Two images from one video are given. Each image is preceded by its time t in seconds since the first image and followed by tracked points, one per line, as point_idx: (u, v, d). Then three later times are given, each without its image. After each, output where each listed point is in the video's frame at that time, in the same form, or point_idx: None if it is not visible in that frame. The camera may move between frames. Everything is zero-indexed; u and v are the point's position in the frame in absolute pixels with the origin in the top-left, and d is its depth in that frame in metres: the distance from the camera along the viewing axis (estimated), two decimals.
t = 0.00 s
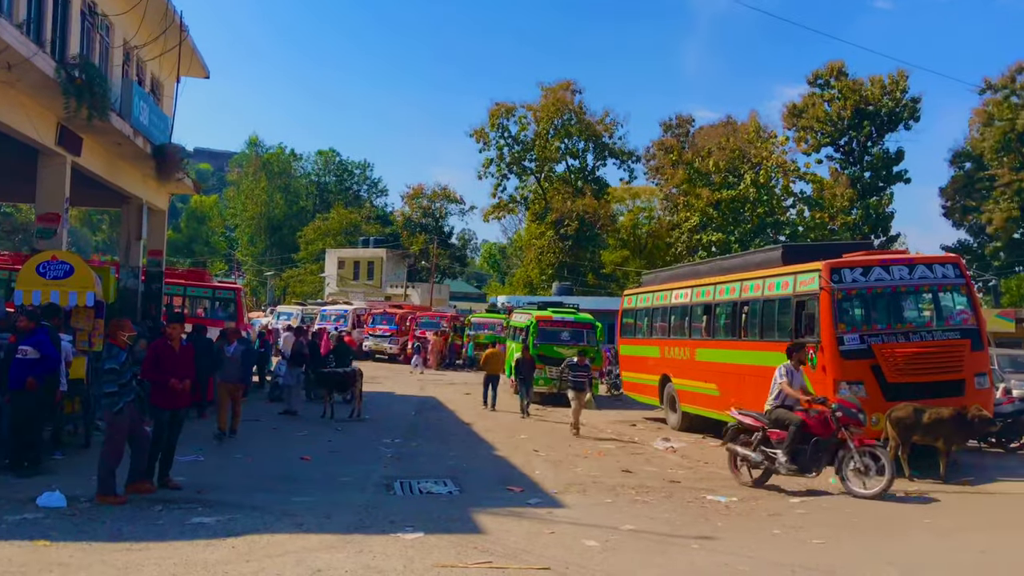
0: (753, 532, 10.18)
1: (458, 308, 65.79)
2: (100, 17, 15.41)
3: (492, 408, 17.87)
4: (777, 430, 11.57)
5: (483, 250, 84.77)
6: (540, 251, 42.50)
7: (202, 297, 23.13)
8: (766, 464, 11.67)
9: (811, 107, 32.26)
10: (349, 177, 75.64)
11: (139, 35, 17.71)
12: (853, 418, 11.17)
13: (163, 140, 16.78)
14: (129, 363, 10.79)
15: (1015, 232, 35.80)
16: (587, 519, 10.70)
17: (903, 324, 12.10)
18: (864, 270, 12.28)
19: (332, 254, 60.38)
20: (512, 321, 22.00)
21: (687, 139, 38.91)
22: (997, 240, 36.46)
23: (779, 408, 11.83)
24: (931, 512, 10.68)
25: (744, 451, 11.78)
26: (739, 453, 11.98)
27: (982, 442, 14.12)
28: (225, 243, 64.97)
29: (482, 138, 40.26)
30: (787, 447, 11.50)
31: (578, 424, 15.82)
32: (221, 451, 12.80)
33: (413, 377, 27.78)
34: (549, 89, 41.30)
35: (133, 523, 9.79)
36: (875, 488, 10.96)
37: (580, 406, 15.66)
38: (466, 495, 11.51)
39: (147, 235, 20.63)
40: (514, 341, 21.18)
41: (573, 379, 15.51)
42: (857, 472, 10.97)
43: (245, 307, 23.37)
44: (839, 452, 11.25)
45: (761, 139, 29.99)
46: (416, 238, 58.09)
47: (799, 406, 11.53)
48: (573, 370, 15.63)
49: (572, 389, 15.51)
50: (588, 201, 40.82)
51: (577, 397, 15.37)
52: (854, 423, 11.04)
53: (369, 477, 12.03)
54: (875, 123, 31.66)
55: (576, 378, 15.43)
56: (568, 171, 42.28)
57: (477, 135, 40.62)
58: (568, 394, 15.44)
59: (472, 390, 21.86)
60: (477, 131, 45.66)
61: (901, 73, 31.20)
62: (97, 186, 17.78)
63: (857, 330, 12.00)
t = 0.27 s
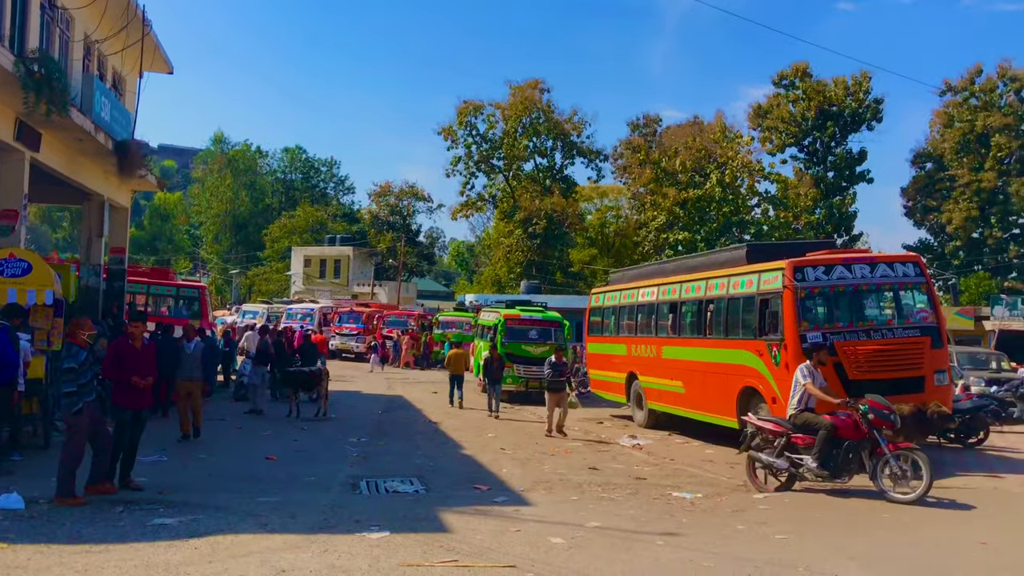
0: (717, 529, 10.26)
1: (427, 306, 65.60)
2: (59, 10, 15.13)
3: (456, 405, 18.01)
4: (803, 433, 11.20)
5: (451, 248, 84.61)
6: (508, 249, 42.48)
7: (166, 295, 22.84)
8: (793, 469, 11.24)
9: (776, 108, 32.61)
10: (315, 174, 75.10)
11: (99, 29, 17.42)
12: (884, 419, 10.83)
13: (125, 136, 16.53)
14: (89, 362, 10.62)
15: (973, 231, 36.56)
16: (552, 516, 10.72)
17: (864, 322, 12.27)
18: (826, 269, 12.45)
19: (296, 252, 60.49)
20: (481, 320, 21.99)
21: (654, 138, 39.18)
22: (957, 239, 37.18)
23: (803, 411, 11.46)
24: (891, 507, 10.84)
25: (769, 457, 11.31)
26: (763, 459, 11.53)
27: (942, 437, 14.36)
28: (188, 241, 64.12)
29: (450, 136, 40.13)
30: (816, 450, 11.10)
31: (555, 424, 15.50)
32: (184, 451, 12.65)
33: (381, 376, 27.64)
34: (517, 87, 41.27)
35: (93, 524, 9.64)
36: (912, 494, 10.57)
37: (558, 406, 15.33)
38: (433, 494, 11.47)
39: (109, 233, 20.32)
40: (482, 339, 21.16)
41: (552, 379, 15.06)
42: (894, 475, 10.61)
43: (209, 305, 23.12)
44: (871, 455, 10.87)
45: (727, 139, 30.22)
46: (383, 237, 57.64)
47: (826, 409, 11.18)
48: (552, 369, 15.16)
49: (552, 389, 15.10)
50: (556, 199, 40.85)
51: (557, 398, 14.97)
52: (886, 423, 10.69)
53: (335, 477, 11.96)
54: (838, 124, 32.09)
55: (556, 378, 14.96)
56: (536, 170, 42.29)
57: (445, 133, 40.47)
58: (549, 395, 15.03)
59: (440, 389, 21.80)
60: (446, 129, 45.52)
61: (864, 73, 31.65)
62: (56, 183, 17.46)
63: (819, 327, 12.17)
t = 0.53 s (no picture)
0: (681, 525, 10.34)
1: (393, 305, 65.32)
2: (17, 3, 14.84)
3: (421, 403, 18.01)
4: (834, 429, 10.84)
5: (418, 246, 84.31)
6: (475, 248, 42.41)
7: (128, 294, 22.51)
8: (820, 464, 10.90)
9: (740, 108, 32.98)
10: (281, 171, 74.45)
11: (58, 22, 17.11)
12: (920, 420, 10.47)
13: (85, 132, 16.25)
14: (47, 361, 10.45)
15: (932, 230, 37.28)
16: (518, 515, 10.73)
17: (826, 320, 12.44)
18: (788, 268, 12.61)
19: (261, 249, 59.97)
20: (448, 319, 21.97)
21: (620, 138, 39.41)
22: (916, 238, 37.87)
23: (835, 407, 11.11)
24: (852, 502, 11.01)
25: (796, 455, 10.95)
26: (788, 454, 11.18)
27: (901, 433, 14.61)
28: (150, 238, 63.12)
29: (417, 133, 39.95)
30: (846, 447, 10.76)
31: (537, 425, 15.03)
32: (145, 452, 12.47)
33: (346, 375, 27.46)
34: (484, 86, 41.21)
35: (51, 527, 9.46)
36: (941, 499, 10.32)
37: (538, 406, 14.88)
38: (398, 493, 11.42)
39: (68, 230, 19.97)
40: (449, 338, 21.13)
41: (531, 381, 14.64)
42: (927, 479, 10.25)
43: (172, 304, 22.85)
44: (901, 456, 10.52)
45: (693, 139, 30.46)
46: (349, 235, 57.17)
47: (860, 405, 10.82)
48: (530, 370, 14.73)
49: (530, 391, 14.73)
50: (523, 198, 40.86)
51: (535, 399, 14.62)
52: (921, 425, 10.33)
53: (299, 477, 11.87)
54: (802, 124, 32.52)
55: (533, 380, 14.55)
56: (503, 168, 42.26)
57: (412, 131, 40.29)
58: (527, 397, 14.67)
59: (407, 388, 21.72)
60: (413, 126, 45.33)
61: (827, 75, 32.11)
62: (14, 179, 17.12)
63: (782, 326, 12.32)
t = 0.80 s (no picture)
0: (649, 523, 10.40)
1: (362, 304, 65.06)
2: None
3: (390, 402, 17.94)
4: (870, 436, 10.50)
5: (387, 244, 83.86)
6: (445, 246, 42.32)
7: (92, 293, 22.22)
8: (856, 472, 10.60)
9: (709, 109, 33.23)
10: (248, 169, 73.82)
11: (20, 16, 16.77)
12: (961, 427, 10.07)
13: (46, 128, 15.96)
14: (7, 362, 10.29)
15: (897, 230, 37.84)
16: (487, 514, 10.71)
17: (792, 319, 12.58)
18: (755, 267, 12.74)
19: (228, 247, 59.31)
20: (417, 317, 21.95)
21: (590, 137, 39.53)
22: (881, 238, 38.41)
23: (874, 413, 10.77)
24: (817, 498, 11.15)
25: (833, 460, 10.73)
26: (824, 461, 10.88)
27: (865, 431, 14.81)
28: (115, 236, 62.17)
29: (387, 132, 39.75)
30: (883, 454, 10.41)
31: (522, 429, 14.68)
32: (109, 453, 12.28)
33: (314, 375, 27.30)
34: (454, 84, 41.11)
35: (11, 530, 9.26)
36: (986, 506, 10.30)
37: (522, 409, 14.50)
38: (367, 493, 11.36)
39: (30, 227, 19.60)
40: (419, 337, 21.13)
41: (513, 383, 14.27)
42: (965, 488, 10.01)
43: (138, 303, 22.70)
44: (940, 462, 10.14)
45: (662, 139, 30.66)
46: (317, 233, 56.72)
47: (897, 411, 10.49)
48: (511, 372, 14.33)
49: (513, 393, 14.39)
50: (494, 197, 40.85)
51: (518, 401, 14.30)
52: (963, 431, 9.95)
53: (266, 477, 11.76)
54: (769, 124, 32.85)
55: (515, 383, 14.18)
56: (473, 167, 42.19)
57: (382, 129, 40.08)
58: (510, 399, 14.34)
59: (376, 387, 21.64)
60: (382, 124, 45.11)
61: (794, 76, 32.43)
62: None
63: (749, 324, 12.44)
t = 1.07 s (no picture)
0: (619, 517, 10.44)
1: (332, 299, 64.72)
2: None
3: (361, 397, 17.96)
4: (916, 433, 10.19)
5: (358, 240, 83.38)
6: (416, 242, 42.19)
7: (55, 289, 21.94)
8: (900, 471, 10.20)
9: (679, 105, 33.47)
10: (216, 163, 73.07)
11: None
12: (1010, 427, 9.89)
13: (8, 121, 15.65)
14: None
15: (863, 226, 38.34)
16: (457, 509, 10.68)
17: (760, 313, 12.70)
18: (724, 262, 12.85)
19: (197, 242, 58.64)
20: (387, 313, 21.93)
21: (561, 133, 39.62)
22: (847, 233, 38.88)
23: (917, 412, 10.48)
24: (784, 492, 11.28)
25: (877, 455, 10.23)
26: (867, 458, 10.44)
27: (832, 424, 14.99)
28: (79, 231, 61.20)
29: (356, 126, 39.51)
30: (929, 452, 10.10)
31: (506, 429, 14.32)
32: (73, 451, 12.11)
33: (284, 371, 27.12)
34: (424, 79, 40.96)
35: None
36: None
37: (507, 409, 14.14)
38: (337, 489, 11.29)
39: None
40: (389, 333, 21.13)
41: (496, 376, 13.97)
42: (1012, 485, 9.60)
43: (102, 300, 22.55)
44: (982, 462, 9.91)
45: (633, 135, 30.81)
46: (287, 228, 56.28)
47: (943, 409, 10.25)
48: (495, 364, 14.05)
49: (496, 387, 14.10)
50: (465, 192, 40.79)
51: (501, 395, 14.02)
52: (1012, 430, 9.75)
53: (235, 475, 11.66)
54: (738, 121, 33.11)
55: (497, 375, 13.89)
56: (444, 162, 42.08)
57: (351, 123, 39.81)
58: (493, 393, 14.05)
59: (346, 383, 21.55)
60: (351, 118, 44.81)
61: (762, 73, 32.71)
62: None
63: (717, 319, 12.55)
